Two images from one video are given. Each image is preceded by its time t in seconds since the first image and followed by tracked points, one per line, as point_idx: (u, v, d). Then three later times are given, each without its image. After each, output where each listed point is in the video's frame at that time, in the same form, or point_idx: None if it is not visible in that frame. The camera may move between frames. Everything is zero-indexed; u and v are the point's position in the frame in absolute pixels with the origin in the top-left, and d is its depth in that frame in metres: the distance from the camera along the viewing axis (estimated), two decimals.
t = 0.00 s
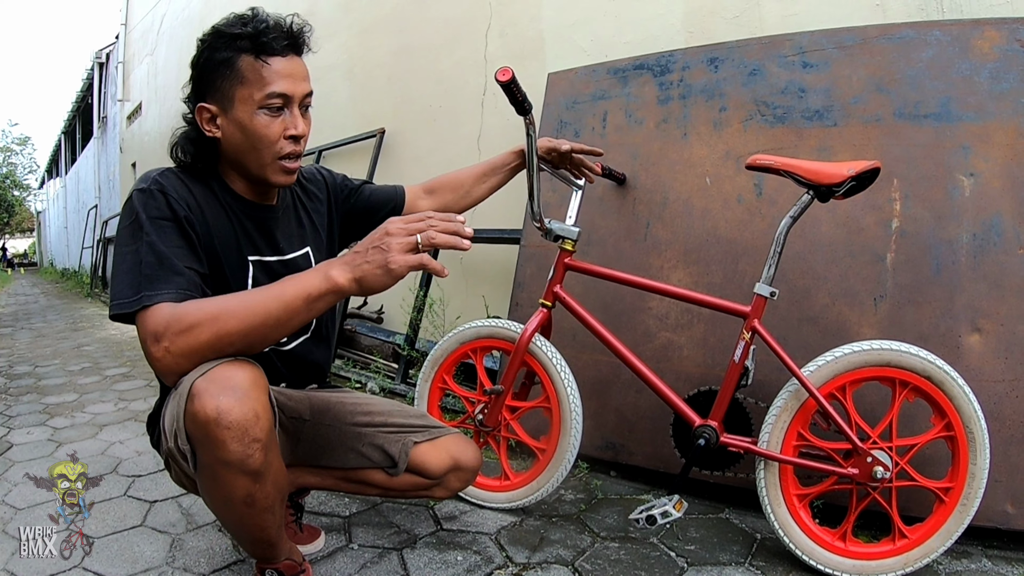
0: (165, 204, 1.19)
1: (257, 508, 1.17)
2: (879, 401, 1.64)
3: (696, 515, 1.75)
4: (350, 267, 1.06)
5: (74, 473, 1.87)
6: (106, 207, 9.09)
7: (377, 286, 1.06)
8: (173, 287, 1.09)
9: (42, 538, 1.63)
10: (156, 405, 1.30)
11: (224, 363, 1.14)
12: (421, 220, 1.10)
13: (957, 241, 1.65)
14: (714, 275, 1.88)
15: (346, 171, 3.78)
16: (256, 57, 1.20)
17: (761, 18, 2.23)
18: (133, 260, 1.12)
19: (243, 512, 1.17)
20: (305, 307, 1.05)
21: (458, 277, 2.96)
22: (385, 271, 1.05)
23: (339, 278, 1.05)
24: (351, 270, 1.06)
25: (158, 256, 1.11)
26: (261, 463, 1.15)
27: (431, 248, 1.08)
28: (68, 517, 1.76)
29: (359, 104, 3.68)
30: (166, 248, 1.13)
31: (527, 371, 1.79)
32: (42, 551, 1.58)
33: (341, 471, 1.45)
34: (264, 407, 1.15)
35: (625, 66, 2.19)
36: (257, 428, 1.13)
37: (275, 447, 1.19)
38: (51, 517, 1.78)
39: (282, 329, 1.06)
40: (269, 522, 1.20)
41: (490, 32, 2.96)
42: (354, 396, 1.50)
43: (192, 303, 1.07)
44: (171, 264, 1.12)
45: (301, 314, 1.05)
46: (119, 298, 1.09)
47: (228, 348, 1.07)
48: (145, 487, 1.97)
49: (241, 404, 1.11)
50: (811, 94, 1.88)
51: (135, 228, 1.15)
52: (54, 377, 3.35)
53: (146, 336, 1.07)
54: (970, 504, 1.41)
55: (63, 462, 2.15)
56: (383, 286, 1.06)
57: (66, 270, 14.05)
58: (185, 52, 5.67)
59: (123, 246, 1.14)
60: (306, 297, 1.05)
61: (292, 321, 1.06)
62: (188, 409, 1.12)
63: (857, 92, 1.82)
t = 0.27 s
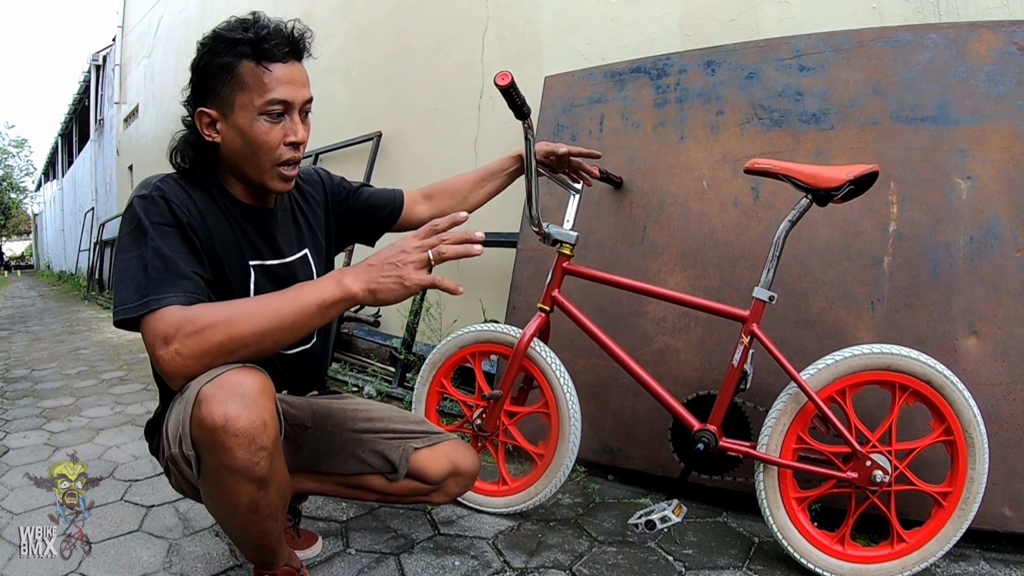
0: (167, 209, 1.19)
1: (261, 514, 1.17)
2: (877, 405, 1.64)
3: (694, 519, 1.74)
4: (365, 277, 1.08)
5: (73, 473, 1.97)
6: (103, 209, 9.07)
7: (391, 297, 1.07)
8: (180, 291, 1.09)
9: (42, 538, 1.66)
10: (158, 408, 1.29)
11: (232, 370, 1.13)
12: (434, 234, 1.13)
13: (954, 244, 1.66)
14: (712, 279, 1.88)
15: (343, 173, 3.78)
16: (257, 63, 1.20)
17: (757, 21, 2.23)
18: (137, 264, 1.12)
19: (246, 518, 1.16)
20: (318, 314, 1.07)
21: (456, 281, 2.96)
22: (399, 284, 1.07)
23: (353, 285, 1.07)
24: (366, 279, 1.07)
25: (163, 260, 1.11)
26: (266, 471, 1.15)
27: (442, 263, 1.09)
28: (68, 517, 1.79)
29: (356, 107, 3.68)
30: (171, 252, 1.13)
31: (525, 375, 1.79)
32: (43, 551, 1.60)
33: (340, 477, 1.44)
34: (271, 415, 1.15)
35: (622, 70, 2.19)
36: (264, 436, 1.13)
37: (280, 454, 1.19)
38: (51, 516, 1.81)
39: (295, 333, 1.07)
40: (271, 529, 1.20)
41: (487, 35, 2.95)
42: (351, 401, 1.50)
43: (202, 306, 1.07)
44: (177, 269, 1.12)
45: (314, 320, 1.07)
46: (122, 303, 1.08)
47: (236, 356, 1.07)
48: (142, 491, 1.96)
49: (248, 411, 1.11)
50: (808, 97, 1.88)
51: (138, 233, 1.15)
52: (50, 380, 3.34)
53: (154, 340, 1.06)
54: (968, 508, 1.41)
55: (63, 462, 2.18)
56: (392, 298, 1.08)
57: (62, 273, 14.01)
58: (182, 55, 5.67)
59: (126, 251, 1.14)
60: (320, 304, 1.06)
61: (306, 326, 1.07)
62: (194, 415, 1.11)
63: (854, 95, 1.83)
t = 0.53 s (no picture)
0: (168, 214, 1.18)
1: (258, 522, 1.16)
2: (878, 409, 1.64)
3: (694, 524, 1.74)
4: (365, 288, 1.07)
5: (73, 473, 1.99)
6: (101, 210, 9.05)
7: (390, 310, 1.06)
8: (178, 297, 1.08)
9: (42, 538, 1.67)
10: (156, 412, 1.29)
11: (227, 377, 1.12)
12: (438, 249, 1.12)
13: (955, 248, 1.65)
14: (712, 282, 1.88)
15: (341, 175, 3.77)
16: (260, 66, 1.19)
17: (757, 24, 2.23)
18: (136, 269, 1.11)
19: (243, 526, 1.16)
20: (315, 323, 1.06)
21: (454, 283, 2.95)
22: (399, 298, 1.06)
23: (351, 296, 1.07)
24: (366, 291, 1.07)
25: (162, 265, 1.10)
26: (262, 479, 1.14)
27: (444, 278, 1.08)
28: (67, 517, 1.81)
29: (355, 109, 3.67)
30: (171, 257, 1.12)
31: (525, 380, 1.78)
32: (43, 551, 1.62)
33: (338, 483, 1.44)
34: (267, 423, 1.14)
35: (621, 72, 2.18)
36: (260, 444, 1.12)
37: (276, 462, 1.18)
38: (51, 517, 1.82)
39: (291, 343, 1.06)
40: (268, 536, 1.19)
41: (486, 37, 2.95)
42: (350, 407, 1.49)
43: (200, 313, 1.06)
44: (176, 274, 1.11)
45: (310, 329, 1.06)
46: (120, 307, 1.07)
47: (232, 364, 1.07)
48: (140, 496, 1.95)
49: (244, 419, 1.10)
50: (809, 100, 1.88)
51: (137, 237, 1.14)
52: (47, 383, 3.33)
53: (150, 345, 1.05)
54: (969, 514, 1.41)
55: (63, 462, 2.20)
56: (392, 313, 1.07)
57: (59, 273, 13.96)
58: (180, 56, 5.67)
59: (125, 255, 1.13)
60: (317, 313, 1.06)
61: (303, 335, 1.06)
62: (189, 422, 1.10)
63: (854, 99, 1.82)
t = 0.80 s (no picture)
0: (163, 215, 1.17)
1: (252, 525, 1.15)
2: (879, 413, 1.63)
3: (693, 528, 1.73)
4: (360, 288, 1.06)
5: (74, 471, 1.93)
6: (99, 210, 9.04)
7: (385, 310, 1.05)
8: (172, 298, 1.07)
9: (42, 538, 1.66)
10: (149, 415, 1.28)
11: (221, 378, 1.11)
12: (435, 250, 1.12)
13: (955, 250, 1.64)
14: (711, 285, 1.87)
15: (340, 176, 3.76)
16: (251, 69, 1.18)
17: (757, 25, 2.22)
18: (130, 270, 1.10)
19: (238, 529, 1.14)
20: (309, 324, 1.05)
21: (453, 285, 2.94)
22: (394, 298, 1.05)
23: (346, 296, 1.06)
24: (360, 290, 1.06)
25: (156, 266, 1.09)
26: (256, 481, 1.13)
27: (440, 277, 1.07)
28: (68, 517, 1.80)
29: (354, 109, 3.66)
30: (165, 258, 1.11)
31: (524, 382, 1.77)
32: (43, 551, 1.61)
33: (336, 485, 1.43)
34: (261, 424, 1.13)
35: (620, 73, 2.17)
36: (253, 446, 1.11)
37: (271, 464, 1.17)
38: (51, 516, 1.81)
39: (285, 344, 1.05)
40: (263, 540, 1.18)
41: (485, 38, 2.94)
42: (347, 409, 1.47)
43: (194, 314, 1.05)
44: (170, 275, 1.09)
45: (305, 330, 1.05)
46: (114, 308, 1.06)
47: (226, 364, 1.06)
48: (135, 498, 1.94)
49: (237, 420, 1.09)
50: (809, 102, 1.87)
51: (131, 238, 1.13)
52: (44, 383, 3.31)
53: (143, 347, 1.04)
54: (971, 518, 1.40)
55: (62, 462, 2.20)
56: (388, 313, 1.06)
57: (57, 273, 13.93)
58: (179, 56, 5.66)
59: (119, 256, 1.12)
60: (311, 314, 1.05)
61: (297, 336, 1.05)
62: (183, 423, 1.09)
63: (855, 101, 1.82)
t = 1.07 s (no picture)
0: (160, 215, 1.16)
1: (248, 526, 1.14)
2: (879, 415, 1.62)
3: (692, 530, 1.72)
4: (356, 285, 1.05)
5: (72, 472, 1.90)
6: (98, 208, 9.03)
7: (381, 308, 1.04)
8: (167, 298, 1.06)
9: (42, 538, 1.65)
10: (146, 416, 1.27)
11: (217, 377, 1.10)
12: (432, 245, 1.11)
13: (957, 252, 1.64)
14: (711, 286, 1.86)
15: (339, 175, 3.75)
16: (243, 67, 1.17)
17: (758, 25, 2.21)
18: (126, 269, 1.09)
19: (234, 531, 1.14)
20: (306, 322, 1.04)
21: (452, 285, 2.93)
22: (390, 295, 1.04)
23: (343, 293, 1.05)
24: (357, 288, 1.05)
25: (153, 266, 1.08)
26: (253, 481, 1.12)
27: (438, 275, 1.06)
28: (68, 517, 1.80)
29: (353, 108, 3.65)
30: (162, 258, 1.10)
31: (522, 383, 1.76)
32: (43, 551, 1.60)
33: (333, 486, 1.42)
34: (258, 424, 1.12)
35: (620, 73, 2.17)
36: (250, 446, 1.10)
37: (267, 465, 1.16)
38: (51, 516, 1.81)
39: (281, 342, 1.04)
40: (259, 542, 1.17)
41: (485, 37, 2.93)
42: (344, 409, 1.47)
43: (190, 313, 1.04)
44: (167, 275, 1.09)
45: (301, 328, 1.04)
46: (109, 308, 1.05)
47: (223, 364, 1.05)
48: (132, 497, 1.93)
49: (234, 420, 1.08)
50: (810, 102, 1.86)
51: (127, 237, 1.12)
52: (42, 382, 3.31)
53: (139, 347, 1.03)
54: (971, 522, 1.39)
55: (61, 463, 2.18)
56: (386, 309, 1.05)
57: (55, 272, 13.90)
58: (178, 54, 5.65)
59: (115, 256, 1.11)
60: (308, 312, 1.04)
61: (293, 335, 1.04)
62: (179, 423, 1.08)
63: (856, 101, 1.81)
